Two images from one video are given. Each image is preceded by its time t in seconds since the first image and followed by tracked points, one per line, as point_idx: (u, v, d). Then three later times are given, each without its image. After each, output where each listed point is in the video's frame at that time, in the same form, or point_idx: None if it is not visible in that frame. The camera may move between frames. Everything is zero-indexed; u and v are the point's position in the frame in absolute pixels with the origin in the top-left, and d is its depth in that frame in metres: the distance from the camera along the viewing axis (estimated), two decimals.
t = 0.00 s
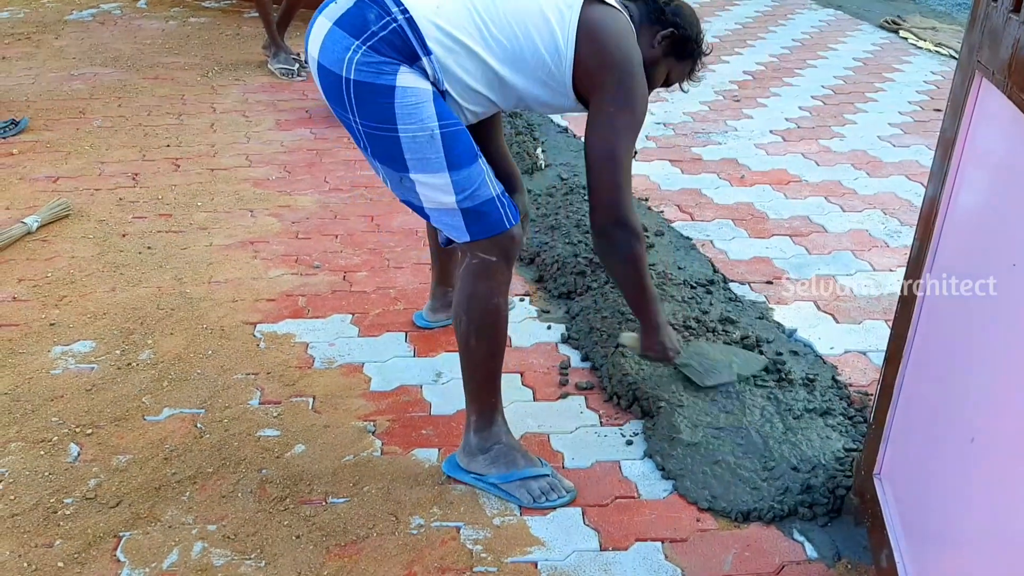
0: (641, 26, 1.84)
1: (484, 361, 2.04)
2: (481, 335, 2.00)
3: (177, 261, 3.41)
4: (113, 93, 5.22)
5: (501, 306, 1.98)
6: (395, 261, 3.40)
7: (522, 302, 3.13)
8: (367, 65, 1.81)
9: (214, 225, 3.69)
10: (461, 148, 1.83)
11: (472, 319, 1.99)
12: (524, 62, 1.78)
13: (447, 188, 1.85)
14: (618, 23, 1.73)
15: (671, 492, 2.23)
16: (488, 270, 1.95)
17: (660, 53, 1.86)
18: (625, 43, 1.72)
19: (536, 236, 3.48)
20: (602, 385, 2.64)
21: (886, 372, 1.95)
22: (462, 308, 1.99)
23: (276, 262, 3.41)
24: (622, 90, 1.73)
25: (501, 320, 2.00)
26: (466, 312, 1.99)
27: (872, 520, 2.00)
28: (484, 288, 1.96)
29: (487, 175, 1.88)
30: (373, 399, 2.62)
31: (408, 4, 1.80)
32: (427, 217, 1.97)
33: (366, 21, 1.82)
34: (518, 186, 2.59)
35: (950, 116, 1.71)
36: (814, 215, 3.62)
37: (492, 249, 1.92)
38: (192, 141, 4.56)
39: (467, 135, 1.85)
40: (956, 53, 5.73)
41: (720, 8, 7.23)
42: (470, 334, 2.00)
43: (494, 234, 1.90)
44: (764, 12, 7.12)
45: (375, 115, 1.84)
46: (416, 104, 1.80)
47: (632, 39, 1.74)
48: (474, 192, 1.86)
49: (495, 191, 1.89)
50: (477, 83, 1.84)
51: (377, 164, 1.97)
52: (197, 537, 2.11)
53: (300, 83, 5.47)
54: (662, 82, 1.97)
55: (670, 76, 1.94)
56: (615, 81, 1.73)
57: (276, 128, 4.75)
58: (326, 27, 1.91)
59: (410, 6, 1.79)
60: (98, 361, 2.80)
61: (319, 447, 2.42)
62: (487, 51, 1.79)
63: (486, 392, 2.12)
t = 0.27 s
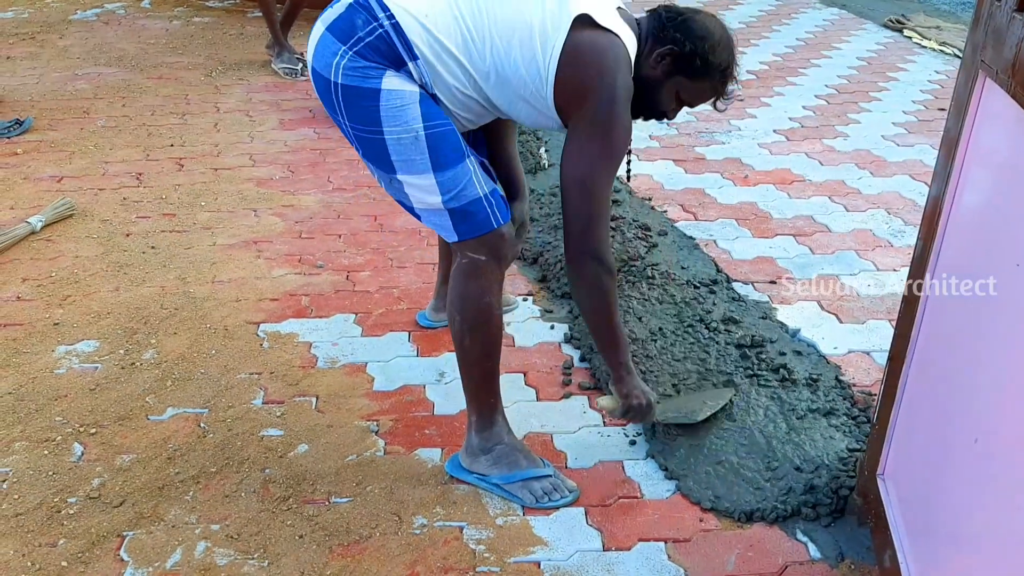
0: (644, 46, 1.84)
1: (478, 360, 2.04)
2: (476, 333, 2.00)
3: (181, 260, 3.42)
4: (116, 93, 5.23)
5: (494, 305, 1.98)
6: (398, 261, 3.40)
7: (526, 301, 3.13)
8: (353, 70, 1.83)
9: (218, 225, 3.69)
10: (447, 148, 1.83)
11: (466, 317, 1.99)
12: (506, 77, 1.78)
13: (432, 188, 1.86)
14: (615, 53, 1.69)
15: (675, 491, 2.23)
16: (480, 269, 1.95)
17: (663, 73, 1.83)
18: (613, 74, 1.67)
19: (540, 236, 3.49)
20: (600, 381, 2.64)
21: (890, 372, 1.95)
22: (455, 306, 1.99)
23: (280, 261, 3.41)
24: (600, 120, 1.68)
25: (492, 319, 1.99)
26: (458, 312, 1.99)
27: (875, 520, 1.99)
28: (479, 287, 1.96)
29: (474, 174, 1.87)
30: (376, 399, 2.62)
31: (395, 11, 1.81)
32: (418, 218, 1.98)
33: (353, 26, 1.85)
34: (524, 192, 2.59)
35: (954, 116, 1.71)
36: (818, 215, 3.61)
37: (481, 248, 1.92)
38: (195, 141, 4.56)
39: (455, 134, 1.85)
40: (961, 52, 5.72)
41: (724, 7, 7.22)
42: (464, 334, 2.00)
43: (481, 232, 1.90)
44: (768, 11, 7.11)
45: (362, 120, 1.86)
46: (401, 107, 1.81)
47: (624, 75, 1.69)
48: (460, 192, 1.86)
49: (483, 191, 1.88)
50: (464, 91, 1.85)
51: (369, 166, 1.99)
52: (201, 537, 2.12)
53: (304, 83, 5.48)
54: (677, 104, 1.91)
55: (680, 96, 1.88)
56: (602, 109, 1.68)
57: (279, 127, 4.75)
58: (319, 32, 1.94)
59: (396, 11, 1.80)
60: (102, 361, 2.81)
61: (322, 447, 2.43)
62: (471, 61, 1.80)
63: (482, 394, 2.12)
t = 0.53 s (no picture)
0: (649, 47, 1.83)
1: (480, 361, 2.04)
2: (477, 334, 1.99)
3: (185, 259, 3.42)
4: (121, 92, 5.23)
5: (494, 306, 1.98)
6: (401, 260, 3.40)
7: (530, 301, 3.13)
8: (351, 72, 1.83)
9: (222, 224, 3.70)
10: (446, 148, 1.83)
11: (466, 318, 1.98)
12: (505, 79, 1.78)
13: (431, 189, 1.86)
14: (616, 58, 1.68)
15: (679, 491, 2.22)
16: (480, 270, 1.94)
17: (668, 75, 1.83)
18: (613, 85, 1.67)
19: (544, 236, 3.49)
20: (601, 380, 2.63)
21: (894, 371, 1.94)
22: (455, 306, 1.99)
23: (283, 261, 3.41)
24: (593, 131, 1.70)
25: (493, 319, 1.99)
26: (459, 312, 1.98)
27: (879, 519, 1.99)
28: (476, 288, 1.95)
29: (474, 176, 1.87)
30: (380, 398, 2.62)
31: (393, 13, 1.80)
32: (419, 218, 1.98)
33: (350, 28, 1.85)
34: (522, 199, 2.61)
35: (958, 117, 1.70)
36: (822, 215, 3.60)
37: (481, 249, 1.92)
38: (199, 140, 4.57)
39: (454, 135, 1.85)
40: (966, 52, 5.71)
41: (728, 7, 7.21)
42: (465, 334, 2.00)
43: (481, 233, 1.90)
44: (772, 11, 7.10)
45: (360, 121, 1.86)
46: (398, 108, 1.81)
47: (624, 86, 1.69)
48: (459, 193, 1.86)
49: (482, 191, 1.87)
50: (462, 92, 1.86)
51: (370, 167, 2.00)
52: (204, 536, 2.12)
53: (308, 82, 5.48)
54: (683, 104, 1.90)
55: (686, 96, 1.87)
56: (593, 119, 1.69)
57: (283, 126, 4.75)
58: (318, 34, 1.94)
59: (392, 13, 1.81)
60: (106, 359, 2.81)
61: (325, 446, 2.43)
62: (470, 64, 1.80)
63: (485, 394, 2.12)
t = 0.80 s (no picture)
0: (646, 70, 1.83)
1: (477, 363, 2.04)
2: (474, 335, 2.00)
3: (187, 259, 3.43)
4: (124, 93, 5.25)
5: (491, 307, 1.98)
6: (403, 261, 3.40)
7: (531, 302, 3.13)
8: (346, 76, 1.84)
9: (224, 225, 3.70)
10: (439, 150, 1.84)
11: (463, 318, 1.99)
12: (500, 88, 1.78)
13: (426, 191, 1.87)
14: (611, 81, 1.69)
15: (681, 492, 2.22)
16: (475, 271, 1.94)
17: (663, 100, 1.83)
18: (606, 104, 1.69)
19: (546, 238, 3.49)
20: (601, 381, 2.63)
21: (896, 373, 1.94)
22: (452, 307, 1.99)
23: (286, 261, 3.41)
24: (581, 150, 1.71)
25: (489, 320, 1.99)
26: (455, 313, 1.99)
27: (880, 521, 1.99)
28: (472, 289, 1.95)
29: (468, 176, 1.87)
30: (381, 399, 2.63)
31: (390, 18, 1.82)
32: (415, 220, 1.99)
33: (346, 32, 1.86)
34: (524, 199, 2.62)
35: (960, 118, 1.70)
36: (824, 217, 3.60)
37: (476, 250, 1.92)
38: (202, 141, 4.58)
39: (448, 136, 1.85)
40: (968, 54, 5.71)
41: (731, 9, 7.21)
42: (462, 335, 2.01)
43: (476, 234, 1.90)
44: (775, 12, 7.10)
45: (355, 124, 1.87)
46: (392, 110, 1.82)
47: (617, 106, 1.70)
48: (453, 194, 1.86)
49: (477, 192, 1.87)
50: (458, 100, 1.86)
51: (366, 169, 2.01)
52: (206, 535, 2.12)
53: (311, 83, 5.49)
54: (676, 128, 1.91)
55: (679, 121, 1.88)
56: (584, 139, 1.70)
57: (285, 127, 4.76)
58: (315, 37, 1.95)
59: (388, 17, 1.82)
60: (108, 359, 2.82)
61: (326, 446, 2.43)
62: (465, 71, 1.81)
63: (482, 395, 2.12)
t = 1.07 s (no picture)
0: (652, 93, 1.81)
1: (477, 365, 2.04)
2: (473, 339, 2.00)
3: (190, 259, 3.43)
4: (127, 93, 5.25)
5: (489, 311, 1.98)
6: (405, 262, 3.41)
7: (533, 303, 3.13)
8: (346, 79, 1.87)
9: (227, 225, 3.71)
10: (436, 153, 1.84)
11: (462, 321, 1.99)
12: (500, 103, 1.78)
13: (423, 194, 1.88)
14: (612, 105, 1.65)
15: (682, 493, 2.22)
16: (473, 275, 1.94)
17: (668, 127, 1.81)
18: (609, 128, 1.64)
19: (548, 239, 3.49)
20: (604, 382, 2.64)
21: (898, 374, 1.94)
22: (451, 310, 2.00)
23: (288, 261, 3.42)
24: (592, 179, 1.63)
25: (487, 323, 1.99)
26: (454, 316, 1.99)
27: (882, 523, 1.99)
28: (471, 292, 1.95)
29: (466, 179, 1.86)
30: (383, 399, 2.63)
31: (391, 24, 1.83)
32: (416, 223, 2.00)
33: (348, 36, 1.89)
34: (529, 205, 2.61)
35: (964, 119, 1.70)
36: (826, 218, 3.60)
37: (475, 253, 1.91)
38: (205, 141, 4.58)
39: (447, 139, 1.85)
40: (970, 56, 5.71)
41: (733, 10, 7.21)
42: (461, 337, 2.01)
43: (474, 237, 1.89)
44: (777, 14, 7.10)
45: (355, 127, 1.90)
46: (390, 113, 1.83)
47: (619, 127, 1.65)
48: (450, 197, 1.86)
49: (475, 195, 1.87)
50: (458, 110, 1.86)
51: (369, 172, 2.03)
52: (207, 536, 2.12)
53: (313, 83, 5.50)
54: (683, 154, 1.88)
55: (686, 148, 1.85)
56: (592, 166, 1.63)
57: (288, 128, 4.77)
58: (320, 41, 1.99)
59: (389, 23, 1.83)
60: (111, 359, 2.82)
61: (328, 447, 2.43)
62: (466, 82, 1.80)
63: (481, 396, 2.12)
